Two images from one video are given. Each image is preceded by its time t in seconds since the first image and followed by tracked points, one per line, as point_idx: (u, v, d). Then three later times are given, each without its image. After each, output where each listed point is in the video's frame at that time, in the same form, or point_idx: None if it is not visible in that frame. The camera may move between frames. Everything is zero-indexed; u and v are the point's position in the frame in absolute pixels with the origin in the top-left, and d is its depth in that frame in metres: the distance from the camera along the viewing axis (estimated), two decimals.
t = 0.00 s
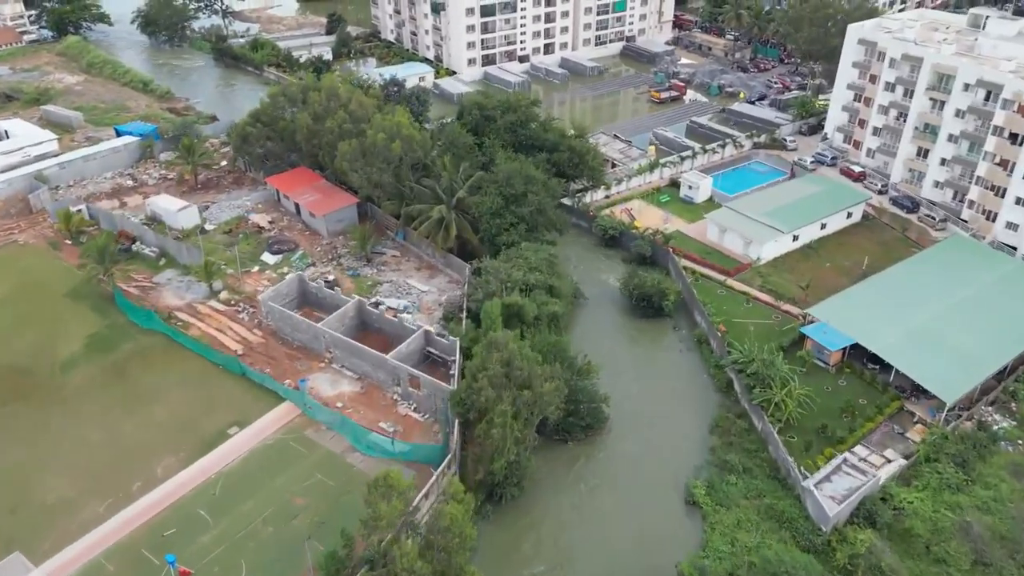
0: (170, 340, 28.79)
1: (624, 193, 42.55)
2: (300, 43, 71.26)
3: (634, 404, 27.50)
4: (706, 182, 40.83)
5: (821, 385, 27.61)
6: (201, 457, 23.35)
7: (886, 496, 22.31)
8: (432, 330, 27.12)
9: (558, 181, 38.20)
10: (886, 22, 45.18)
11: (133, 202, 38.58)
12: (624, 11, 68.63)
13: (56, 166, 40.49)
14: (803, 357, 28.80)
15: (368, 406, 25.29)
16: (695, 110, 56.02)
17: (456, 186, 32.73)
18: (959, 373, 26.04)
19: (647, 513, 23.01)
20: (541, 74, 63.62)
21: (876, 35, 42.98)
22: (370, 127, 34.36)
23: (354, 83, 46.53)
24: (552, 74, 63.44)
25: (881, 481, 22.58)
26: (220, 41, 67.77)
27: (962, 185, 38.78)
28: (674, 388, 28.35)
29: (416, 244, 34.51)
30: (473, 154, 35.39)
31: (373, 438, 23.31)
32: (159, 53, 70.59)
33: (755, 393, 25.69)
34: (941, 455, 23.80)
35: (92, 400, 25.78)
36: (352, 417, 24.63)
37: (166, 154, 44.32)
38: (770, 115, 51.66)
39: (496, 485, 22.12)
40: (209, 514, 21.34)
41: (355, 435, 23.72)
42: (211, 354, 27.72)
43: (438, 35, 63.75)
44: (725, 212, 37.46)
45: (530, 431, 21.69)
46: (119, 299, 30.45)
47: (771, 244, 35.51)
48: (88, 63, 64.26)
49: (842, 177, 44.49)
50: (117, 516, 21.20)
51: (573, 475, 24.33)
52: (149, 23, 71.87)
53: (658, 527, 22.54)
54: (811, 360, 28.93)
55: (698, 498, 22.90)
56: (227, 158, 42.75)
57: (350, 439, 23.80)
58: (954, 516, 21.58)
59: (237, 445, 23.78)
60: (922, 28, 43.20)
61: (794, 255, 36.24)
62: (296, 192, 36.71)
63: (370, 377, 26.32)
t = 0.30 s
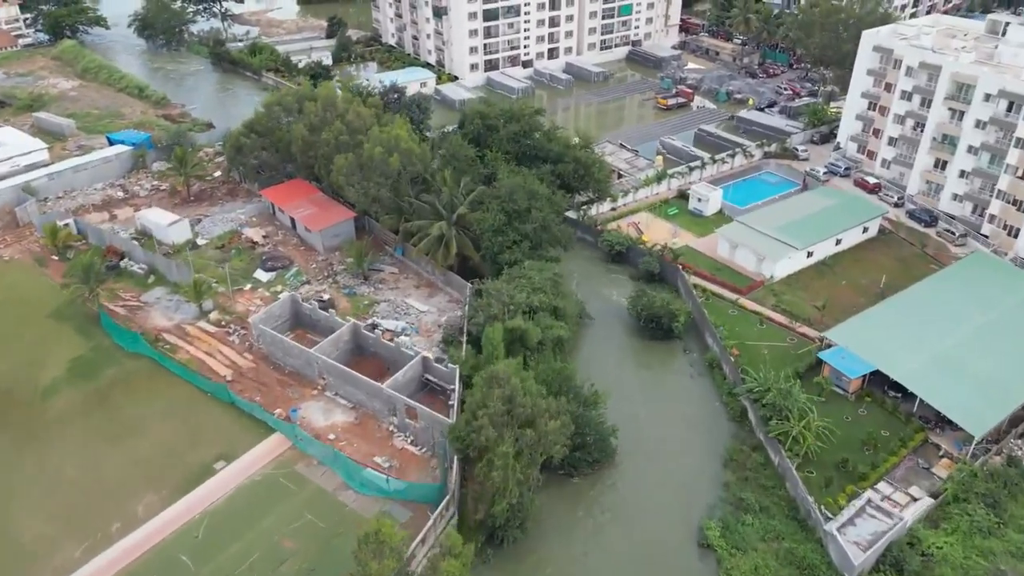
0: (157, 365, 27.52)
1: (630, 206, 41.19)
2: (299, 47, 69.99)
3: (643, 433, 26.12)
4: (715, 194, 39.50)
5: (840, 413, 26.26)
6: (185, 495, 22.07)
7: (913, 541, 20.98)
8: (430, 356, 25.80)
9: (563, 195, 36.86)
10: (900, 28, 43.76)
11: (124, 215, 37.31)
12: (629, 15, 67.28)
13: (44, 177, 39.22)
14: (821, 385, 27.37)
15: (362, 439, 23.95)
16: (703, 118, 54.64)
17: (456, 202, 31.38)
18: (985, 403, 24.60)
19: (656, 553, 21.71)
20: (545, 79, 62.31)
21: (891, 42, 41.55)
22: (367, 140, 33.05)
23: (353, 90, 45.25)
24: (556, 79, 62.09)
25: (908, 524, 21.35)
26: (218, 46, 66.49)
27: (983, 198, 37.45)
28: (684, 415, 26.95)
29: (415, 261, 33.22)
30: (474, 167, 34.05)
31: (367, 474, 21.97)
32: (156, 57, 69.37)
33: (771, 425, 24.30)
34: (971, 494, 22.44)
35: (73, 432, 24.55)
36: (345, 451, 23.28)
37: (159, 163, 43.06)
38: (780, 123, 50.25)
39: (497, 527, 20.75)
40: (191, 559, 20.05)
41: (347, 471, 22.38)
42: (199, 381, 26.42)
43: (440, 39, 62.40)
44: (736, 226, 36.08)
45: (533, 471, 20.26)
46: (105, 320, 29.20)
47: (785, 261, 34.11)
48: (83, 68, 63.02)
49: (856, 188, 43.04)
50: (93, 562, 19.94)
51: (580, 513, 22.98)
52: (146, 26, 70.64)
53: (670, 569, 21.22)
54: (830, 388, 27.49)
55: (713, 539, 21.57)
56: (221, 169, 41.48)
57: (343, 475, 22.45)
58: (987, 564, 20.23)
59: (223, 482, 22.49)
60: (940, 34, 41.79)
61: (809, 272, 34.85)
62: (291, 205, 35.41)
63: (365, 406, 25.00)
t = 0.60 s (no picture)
0: (140, 395, 26.17)
1: (638, 220, 39.67)
2: (298, 51, 68.63)
3: (653, 469, 24.63)
4: (726, 209, 38.02)
5: (863, 449, 24.75)
6: (165, 543, 20.72)
7: None
8: (428, 388, 24.35)
9: (567, 211, 35.38)
10: (918, 35, 42.18)
11: (112, 232, 35.96)
12: (636, 19, 65.79)
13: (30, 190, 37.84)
14: (843, 418, 25.82)
15: (355, 478, 22.51)
16: (712, 127, 53.15)
17: (457, 220, 29.91)
18: (1016, 438, 23.01)
19: None
20: (550, 85, 60.88)
21: (910, 50, 39.98)
22: (363, 154, 31.60)
23: (351, 99, 43.86)
24: (560, 85, 60.73)
25: None
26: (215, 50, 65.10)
27: (1007, 214, 36.04)
28: (697, 449, 25.45)
29: (413, 280, 31.80)
30: (476, 182, 32.57)
31: (359, 520, 20.55)
32: (152, 62, 68.01)
33: (791, 465, 22.77)
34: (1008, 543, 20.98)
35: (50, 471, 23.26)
36: (336, 493, 21.86)
37: (150, 175, 41.70)
38: (792, 132, 48.73)
39: None
40: None
41: (338, 515, 20.96)
42: (183, 414, 25.05)
43: (442, 44, 60.92)
44: (749, 244, 34.60)
45: (538, 522, 18.78)
46: (87, 346, 27.88)
47: (801, 281, 32.54)
48: (77, 73, 61.66)
49: (872, 201, 41.45)
50: None
51: (588, 560, 21.52)
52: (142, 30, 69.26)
53: None
54: (853, 420, 25.92)
55: None
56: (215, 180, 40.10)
57: (334, 519, 21.03)
58: None
59: (206, 527, 21.13)
60: (960, 42, 40.24)
61: (826, 291, 33.32)
62: (284, 221, 34.00)
63: (358, 442, 23.55)
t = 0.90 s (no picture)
0: (123, 425, 24.89)
1: (645, 234, 38.26)
2: (298, 56, 67.32)
3: (664, 507, 23.23)
4: (737, 223, 36.64)
5: (886, 486, 23.36)
6: None
7: None
8: (426, 421, 23.03)
9: (572, 226, 34.00)
10: (935, 42, 40.72)
11: (100, 247, 34.70)
12: (641, 24, 64.40)
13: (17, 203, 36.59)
14: (865, 451, 24.44)
15: (347, 519, 21.18)
16: (721, 135, 51.75)
17: (457, 238, 28.56)
18: None
19: None
20: (554, 92, 59.55)
21: (927, 58, 38.52)
22: (359, 168, 30.26)
23: (349, 107, 42.54)
24: (564, 91, 59.37)
25: None
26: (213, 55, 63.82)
27: None
28: (710, 486, 24.03)
29: (412, 300, 30.46)
30: (477, 197, 31.22)
31: (351, 567, 19.21)
32: (149, 67, 66.79)
33: (812, 506, 21.36)
34: None
35: (23, 509, 21.98)
36: (327, 536, 20.51)
37: (142, 186, 40.42)
38: (804, 141, 47.31)
39: None
40: None
41: (328, 562, 19.62)
42: (166, 447, 23.74)
43: (443, 49, 59.58)
44: (762, 261, 33.18)
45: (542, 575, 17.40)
46: (68, 372, 26.61)
47: (817, 301, 31.10)
48: (71, 78, 60.42)
49: (889, 215, 40.01)
50: None
51: None
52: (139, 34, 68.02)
53: None
54: (875, 454, 24.55)
55: None
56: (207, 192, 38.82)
57: (323, 566, 19.70)
58: None
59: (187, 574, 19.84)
60: (979, 50, 38.78)
61: (843, 312, 31.90)
62: (278, 236, 32.68)
63: (351, 479, 22.22)
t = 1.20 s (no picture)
0: (104, 459, 23.65)
1: (653, 249, 36.86)
2: (297, 60, 66.03)
3: (676, 549, 21.86)
4: (749, 238, 35.26)
5: (912, 527, 22.00)
6: None
7: None
8: (422, 458, 21.72)
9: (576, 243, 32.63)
10: (953, 50, 39.28)
11: (88, 264, 33.43)
12: (648, 28, 62.98)
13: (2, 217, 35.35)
14: (890, 490, 23.06)
15: (338, 565, 19.86)
16: (730, 144, 50.32)
17: (456, 259, 27.21)
18: None
19: None
20: (559, 98, 58.22)
21: (946, 67, 37.08)
22: (355, 185, 28.93)
23: (347, 116, 41.20)
24: (569, 97, 58.02)
25: None
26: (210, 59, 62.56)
27: None
28: (725, 527, 22.62)
29: (410, 321, 29.12)
30: (478, 214, 29.86)
31: None
32: (146, 71, 65.56)
33: (835, 553, 19.92)
34: None
35: None
36: None
37: (133, 197, 39.15)
38: (816, 151, 45.90)
39: None
40: None
41: None
42: (148, 484, 22.47)
43: (445, 54, 58.23)
44: (775, 280, 31.76)
45: None
46: (48, 400, 25.38)
47: (834, 323, 29.69)
48: (66, 83, 59.16)
49: (905, 229, 38.60)
50: None
51: None
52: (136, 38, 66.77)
53: None
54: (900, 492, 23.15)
55: None
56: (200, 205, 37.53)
57: None
58: None
59: None
60: (999, 58, 37.32)
61: (861, 334, 30.49)
62: (272, 253, 31.38)
63: (344, 520, 20.91)
